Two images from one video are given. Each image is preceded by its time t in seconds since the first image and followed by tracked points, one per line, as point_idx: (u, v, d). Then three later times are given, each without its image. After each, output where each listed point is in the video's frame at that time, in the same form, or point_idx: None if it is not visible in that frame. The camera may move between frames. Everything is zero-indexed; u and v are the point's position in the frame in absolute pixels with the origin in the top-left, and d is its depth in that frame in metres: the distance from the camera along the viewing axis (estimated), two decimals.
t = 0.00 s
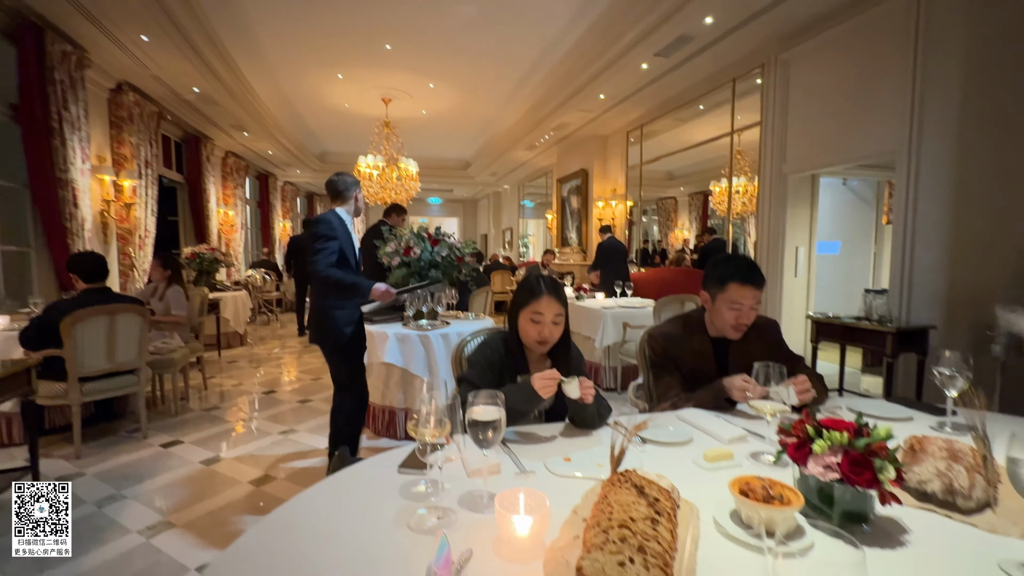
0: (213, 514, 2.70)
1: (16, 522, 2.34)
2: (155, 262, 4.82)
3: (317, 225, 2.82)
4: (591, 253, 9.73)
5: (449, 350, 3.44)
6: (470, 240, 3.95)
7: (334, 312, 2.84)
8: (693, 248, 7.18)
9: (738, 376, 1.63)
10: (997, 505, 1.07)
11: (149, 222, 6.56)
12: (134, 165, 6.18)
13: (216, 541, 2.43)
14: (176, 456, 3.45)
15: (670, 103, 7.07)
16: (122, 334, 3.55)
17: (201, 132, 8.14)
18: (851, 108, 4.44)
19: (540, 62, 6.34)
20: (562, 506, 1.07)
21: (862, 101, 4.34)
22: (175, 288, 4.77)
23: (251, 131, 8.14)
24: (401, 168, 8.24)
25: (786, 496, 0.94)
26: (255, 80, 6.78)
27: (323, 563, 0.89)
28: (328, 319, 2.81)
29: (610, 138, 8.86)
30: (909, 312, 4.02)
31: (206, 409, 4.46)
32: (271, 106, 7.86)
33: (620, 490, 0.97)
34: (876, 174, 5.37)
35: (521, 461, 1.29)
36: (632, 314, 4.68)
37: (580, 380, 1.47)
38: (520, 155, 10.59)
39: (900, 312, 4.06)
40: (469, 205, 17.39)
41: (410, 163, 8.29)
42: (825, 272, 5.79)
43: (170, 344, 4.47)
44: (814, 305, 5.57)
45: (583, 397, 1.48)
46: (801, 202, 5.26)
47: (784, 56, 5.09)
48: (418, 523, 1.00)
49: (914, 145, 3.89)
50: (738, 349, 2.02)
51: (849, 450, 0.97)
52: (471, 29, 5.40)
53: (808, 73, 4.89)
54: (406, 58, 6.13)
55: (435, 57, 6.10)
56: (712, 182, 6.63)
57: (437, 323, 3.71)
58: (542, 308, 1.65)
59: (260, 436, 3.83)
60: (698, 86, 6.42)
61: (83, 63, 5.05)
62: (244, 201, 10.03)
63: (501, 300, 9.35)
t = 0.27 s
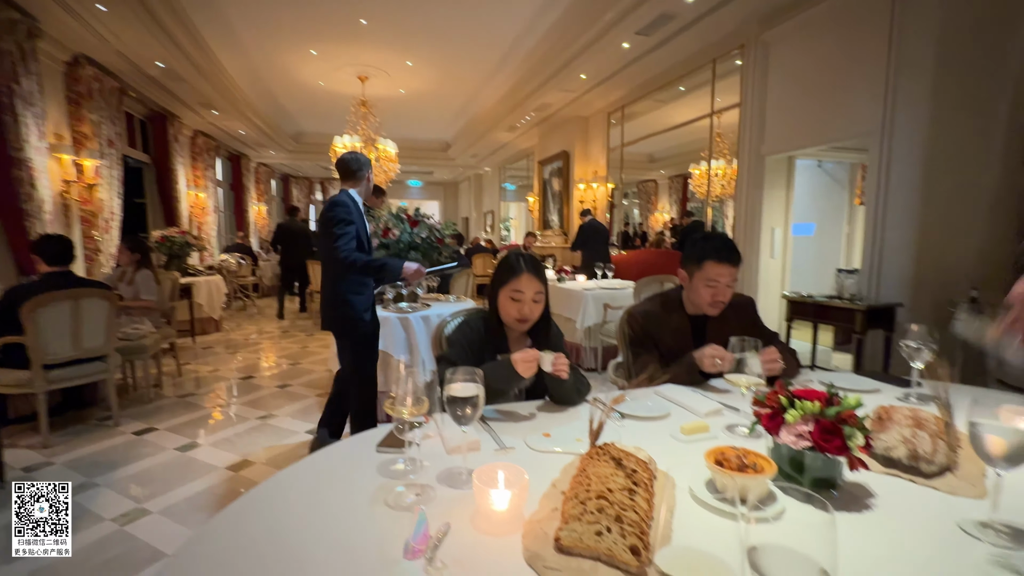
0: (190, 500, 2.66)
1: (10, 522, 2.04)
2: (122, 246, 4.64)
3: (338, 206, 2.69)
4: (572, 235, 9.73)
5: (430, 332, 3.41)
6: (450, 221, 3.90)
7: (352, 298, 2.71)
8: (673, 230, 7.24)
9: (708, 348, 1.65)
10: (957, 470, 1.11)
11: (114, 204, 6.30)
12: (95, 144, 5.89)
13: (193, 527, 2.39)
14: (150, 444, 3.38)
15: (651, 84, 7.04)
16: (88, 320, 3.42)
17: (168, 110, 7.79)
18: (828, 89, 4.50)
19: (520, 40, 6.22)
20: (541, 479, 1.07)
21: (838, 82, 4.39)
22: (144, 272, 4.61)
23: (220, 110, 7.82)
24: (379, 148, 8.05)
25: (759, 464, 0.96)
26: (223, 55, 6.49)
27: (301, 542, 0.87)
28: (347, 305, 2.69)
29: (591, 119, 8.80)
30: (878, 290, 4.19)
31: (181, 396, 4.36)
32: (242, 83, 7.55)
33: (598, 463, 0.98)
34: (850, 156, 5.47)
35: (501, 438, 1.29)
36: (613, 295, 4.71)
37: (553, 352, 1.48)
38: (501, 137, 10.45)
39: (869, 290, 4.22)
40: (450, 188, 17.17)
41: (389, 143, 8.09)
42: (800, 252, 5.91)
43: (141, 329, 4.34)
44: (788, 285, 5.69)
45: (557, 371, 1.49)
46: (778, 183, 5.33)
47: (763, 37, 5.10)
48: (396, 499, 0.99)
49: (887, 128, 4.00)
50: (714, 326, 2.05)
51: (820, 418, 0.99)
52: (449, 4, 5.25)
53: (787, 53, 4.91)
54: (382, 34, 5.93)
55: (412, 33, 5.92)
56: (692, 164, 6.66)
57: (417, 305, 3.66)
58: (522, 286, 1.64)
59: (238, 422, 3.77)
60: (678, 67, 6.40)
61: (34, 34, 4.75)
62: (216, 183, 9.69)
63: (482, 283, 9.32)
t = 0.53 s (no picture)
0: (169, 489, 2.60)
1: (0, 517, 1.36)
2: (89, 231, 4.46)
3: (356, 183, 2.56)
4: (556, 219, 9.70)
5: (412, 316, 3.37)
6: (431, 204, 3.85)
7: (375, 279, 2.65)
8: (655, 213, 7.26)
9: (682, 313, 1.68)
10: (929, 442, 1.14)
11: (78, 187, 6.04)
12: (56, 124, 5.62)
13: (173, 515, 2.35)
14: (126, 433, 3.29)
15: (634, 65, 6.97)
16: (55, 308, 3.29)
17: (134, 89, 7.46)
18: (808, 71, 4.52)
19: (502, 19, 6.09)
20: (524, 458, 1.07)
21: (818, 63, 4.41)
22: (114, 258, 4.45)
23: (190, 89, 7.52)
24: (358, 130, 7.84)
25: (740, 439, 0.97)
26: (191, 31, 6.21)
27: (280, 525, 0.85)
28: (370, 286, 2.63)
29: (574, 101, 8.71)
30: (854, 270, 4.31)
31: (157, 384, 4.26)
32: (212, 61, 7.26)
33: (580, 441, 0.98)
34: (828, 139, 5.53)
35: (483, 418, 1.28)
36: (596, 278, 4.72)
37: (531, 333, 1.48)
38: (483, 119, 10.28)
39: (846, 270, 4.35)
40: (432, 172, 16.91)
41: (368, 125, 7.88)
42: (780, 235, 6.00)
43: (112, 317, 4.21)
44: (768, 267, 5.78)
45: (535, 350, 1.48)
46: (759, 165, 5.36)
47: (745, 18, 5.08)
48: (377, 482, 0.98)
49: (865, 109, 4.06)
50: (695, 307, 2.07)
51: (799, 393, 1.00)
52: None
53: (769, 33, 4.91)
54: (358, 10, 5.74)
55: (390, 9, 5.74)
56: (675, 147, 6.65)
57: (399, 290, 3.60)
58: (504, 264, 1.62)
59: (217, 410, 3.70)
60: (662, 48, 6.34)
61: None
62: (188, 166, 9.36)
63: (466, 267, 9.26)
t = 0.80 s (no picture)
0: (149, 476, 2.57)
1: None
2: (56, 213, 4.29)
3: (380, 171, 2.67)
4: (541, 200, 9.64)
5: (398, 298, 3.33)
6: (414, 185, 3.79)
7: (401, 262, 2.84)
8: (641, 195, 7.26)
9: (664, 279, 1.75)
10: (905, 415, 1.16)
11: (43, 168, 5.79)
12: (16, 101, 5.34)
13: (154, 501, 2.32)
14: (103, 420, 3.23)
15: (620, 43, 6.86)
16: (22, 294, 3.18)
17: (100, 65, 7.12)
18: (792, 49, 4.49)
19: None
20: (509, 437, 1.06)
21: (803, 40, 4.38)
22: (84, 242, 4.30)
23: (160, 65, 7.20)
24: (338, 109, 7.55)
25: (722, 413, 0.97)
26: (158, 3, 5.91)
27: (259, 508, 0.84)
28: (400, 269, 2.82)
29: (559, 80, 8.58)
30: (834, 249, 4.35)
31: (135, 371, 4.17)
32: (182, 36, 6.94)
33: (565, 419, 0.97)
34: (812, 118, 5.54)
35: (468, 398, 1.27)
36: (581, 259, 4.71)
37: (517, 312, 1.45)
38: (467, 98, 10.08)
39: (827, 250, 4.38)
40: (416, 153, 16.61)
41: (349, 103, 7.60)
42: (763, 215, 6.04)
43: (84, 303, 4.08)
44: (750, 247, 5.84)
45: (520, 330, 1.47)
46: (743, 144, 5.35)
47: None
48: (359, 463, 0.96)
49: (848, 88, 4.05)
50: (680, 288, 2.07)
51: (780, 366, 1.01)
52: None
53: (755, 10, 4.85)
54: None
55: None
56: (660, 128, 6.60)
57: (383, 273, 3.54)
58: (486, 241, 1.59)
59: (198, 396, 3.65)
60: (648, 25, 6.24)
61: None
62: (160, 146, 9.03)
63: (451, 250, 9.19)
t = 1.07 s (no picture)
0: (132, 467, 2.53)
1: None
2: (26, 201, 4.15)
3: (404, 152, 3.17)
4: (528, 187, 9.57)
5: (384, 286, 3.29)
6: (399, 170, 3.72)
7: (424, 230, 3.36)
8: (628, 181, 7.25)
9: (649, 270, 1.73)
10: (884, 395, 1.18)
11: (11, 154, 5.58)
12: None
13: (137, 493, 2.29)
14: (83, 413, 3.17)
15: (607, 26, 6.77)
16: None
17: (68, 46, 6.84)
18: (777, 32, 4.47)
19: None
20: (494, 421, 1.06)
21: (788, 24, 4.37)
22: (57, 231, 4.17)
23: (132, 47, 6.94)
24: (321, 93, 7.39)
25: (706, 395, 0.98)
26: None
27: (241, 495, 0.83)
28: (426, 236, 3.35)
29: (546, 64, 8.46)
30: (817, 234, 4.35)
31: (115, 362, 4.09)
32: (155, 16, 6.68)
33: (551, 402, 0.97)
34: (797, 103, 5.56)
35: (454, 383, 1.26)
36: (569, 245, 4.71)
37: (503, 298, 1.44)
38: (453, 82, 9.91)
39: (810, 234, 4.38)
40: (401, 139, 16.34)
41: (331, 87, 7.43)
42: (748, 201, 6.08)
43: (60, 293, 3.97)
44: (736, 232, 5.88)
45: (506, 316, 1.46)
46: (729, 129, 5.35)
47: None
48: (343, 450, 0.95)
49: (833, 71, 4.03)
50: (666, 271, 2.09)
51: (764, 348, 1.01)
52: None
53: None
54: None
55: None
56: (647, 114, 6.57)
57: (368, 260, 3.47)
58: (469, 224, 1.58)
59: (181, 386, 3.59)
60: (635, 8, 6.16)
61: None
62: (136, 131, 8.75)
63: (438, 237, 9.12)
